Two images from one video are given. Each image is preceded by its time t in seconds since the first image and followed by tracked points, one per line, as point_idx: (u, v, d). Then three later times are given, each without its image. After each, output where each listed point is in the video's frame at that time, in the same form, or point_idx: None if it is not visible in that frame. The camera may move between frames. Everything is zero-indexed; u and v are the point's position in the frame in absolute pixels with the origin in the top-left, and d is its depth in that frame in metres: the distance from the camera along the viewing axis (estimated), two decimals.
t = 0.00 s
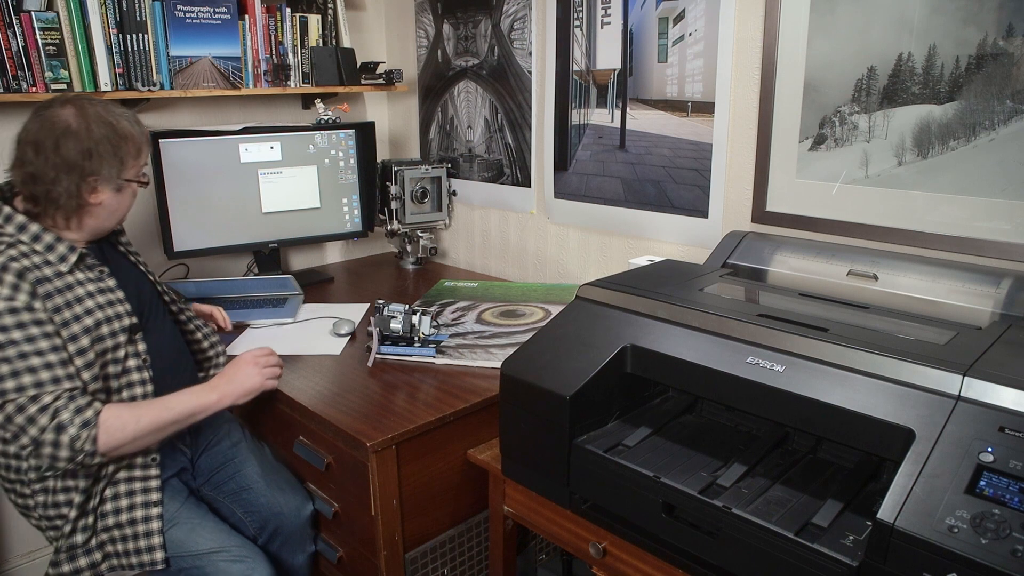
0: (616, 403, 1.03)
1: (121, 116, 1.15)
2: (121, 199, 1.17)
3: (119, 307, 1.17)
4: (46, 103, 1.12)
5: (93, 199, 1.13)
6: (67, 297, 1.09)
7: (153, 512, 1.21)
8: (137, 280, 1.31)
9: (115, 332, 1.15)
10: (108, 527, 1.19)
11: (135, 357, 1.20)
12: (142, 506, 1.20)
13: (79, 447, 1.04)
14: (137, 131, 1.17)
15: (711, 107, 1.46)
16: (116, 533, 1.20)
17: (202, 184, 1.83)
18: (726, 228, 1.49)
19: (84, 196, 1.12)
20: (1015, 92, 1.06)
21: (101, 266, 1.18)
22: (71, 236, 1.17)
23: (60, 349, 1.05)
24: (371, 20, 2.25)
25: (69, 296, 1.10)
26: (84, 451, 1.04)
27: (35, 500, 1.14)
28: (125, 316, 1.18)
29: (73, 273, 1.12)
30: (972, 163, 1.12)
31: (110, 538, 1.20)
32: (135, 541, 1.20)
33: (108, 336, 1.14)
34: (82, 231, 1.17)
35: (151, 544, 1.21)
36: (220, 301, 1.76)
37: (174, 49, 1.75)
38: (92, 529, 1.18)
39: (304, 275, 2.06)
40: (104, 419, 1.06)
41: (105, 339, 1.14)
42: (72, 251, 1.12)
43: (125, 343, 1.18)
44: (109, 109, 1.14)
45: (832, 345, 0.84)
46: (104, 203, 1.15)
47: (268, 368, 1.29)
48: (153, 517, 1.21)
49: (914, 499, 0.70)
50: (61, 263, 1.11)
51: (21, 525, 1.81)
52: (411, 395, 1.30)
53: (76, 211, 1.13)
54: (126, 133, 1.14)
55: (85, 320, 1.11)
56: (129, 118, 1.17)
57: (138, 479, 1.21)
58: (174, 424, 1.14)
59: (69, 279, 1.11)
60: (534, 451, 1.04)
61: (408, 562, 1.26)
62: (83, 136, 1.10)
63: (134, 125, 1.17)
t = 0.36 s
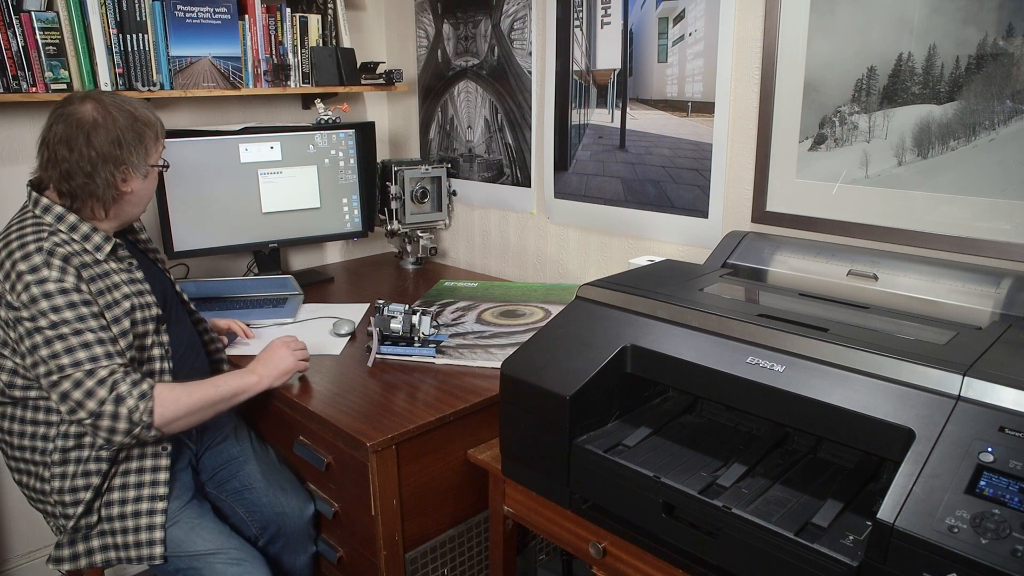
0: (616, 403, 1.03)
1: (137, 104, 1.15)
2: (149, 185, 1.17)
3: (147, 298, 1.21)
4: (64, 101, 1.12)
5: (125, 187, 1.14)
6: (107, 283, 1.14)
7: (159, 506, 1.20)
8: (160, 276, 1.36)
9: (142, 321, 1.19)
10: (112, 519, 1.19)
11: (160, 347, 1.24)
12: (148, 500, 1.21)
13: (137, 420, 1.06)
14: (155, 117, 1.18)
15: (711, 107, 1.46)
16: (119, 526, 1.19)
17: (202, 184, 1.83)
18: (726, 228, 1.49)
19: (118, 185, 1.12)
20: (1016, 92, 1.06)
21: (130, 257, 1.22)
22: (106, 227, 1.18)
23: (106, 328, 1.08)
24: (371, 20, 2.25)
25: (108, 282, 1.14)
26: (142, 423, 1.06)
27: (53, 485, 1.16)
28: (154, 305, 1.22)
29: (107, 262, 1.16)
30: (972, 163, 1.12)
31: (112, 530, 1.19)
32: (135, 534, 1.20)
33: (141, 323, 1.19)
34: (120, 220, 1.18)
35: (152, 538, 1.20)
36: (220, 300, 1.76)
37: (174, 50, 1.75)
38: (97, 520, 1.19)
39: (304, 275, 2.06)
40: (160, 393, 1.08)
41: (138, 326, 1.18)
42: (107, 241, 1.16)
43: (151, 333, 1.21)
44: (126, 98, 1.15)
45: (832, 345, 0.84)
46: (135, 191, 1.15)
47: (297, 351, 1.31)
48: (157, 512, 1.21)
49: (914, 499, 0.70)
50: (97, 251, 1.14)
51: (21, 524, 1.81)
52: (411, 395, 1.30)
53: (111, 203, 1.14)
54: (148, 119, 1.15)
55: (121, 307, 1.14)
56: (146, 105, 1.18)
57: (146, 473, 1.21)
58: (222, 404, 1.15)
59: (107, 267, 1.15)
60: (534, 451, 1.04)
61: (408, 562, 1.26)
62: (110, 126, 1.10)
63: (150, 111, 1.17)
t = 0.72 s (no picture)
0: (616, 403, 1.03)
1: (108, 103, 1.14)
2: (126, 186, 1.16)
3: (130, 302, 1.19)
4: (31, 104, 1.11)
5: (100, 189, 1.13)
6: (84, 289, 1.12)
7: (163, 511, 1.22)
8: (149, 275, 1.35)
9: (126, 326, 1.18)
10: (117, 527, 1.20)
11: (147, 351, 1.23)
12: (152, 505, 1.21)
13: (114, 432, 1.04)
14: (127, 115, 1.16)
15: (711, 107, 1.46)
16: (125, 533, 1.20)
17: (201, 184, 1.83)
18: (726, 228, 1.49)
19: (91, 188, 1.12)
20: (1015, 92, 1.06)
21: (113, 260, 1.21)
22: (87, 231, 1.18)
23: (82, 337, 1.07)
24: (371, 20, 2.25)
25: (85, 288, 1.12)
26: (120, 435, 1.04)
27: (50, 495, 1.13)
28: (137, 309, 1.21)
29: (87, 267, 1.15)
30: (972, 163, 1.12)
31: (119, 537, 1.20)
32: (142, 539, 1.21)
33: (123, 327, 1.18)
34: (101, 222, 1.18)
35: (160, 543, 1.22)
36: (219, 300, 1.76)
37: (174, 49, 1.75)
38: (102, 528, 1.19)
39: (304, 275, 2.06)
40: (137, 406, 1.06)
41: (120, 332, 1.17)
42: (85, 246, 1.15)
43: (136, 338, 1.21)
44: (95, 98, 1.14)
45: (832, 345, 0.84)
46: (111, 193, 1.15)
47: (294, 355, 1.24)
48: (163, 516, 1.22)
49: (914, 499, 0.70)
50: (76, 256, 1.13)
51: (20, 525, 1.81)
52: (411, 394, 1.30)
53: (87, 206, 1.14)
54: (118, 119, 1.14)
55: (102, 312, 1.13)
56: (117, 103, 1.16)
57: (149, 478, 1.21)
58: (206, 413, 1.12)
59: (84, 272, 1.14)
60: (534, 451, 1.04)
61: (408, 562, 1.26)
62: (77, 128, 1.09)
63: (123, 109, 1.16)
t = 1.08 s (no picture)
0: (616, 403, 1.03)
1: (79, 111, 1.14)
2: (104, 194, 1.17)
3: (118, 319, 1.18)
4: None
5: (76, 202, 1.13)
6: (65, 313, 1.09)
7: (160, 515, 1.20)
8: (144, 284, 1.33)
9: (114, 343, 1.16)
10: (116, 531, 1.18)
11: (141, 364, 1.22)
12: (148, 510, 1.20)
13: (81, 471, 1.02)
14: (101, 123, 1.16)
15: (711, 107, 1.46)
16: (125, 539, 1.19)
17: (202, 184, 1.83)
18: (726, 228, 1.49)
19: (67, 200, 1.12)
20: (1016, 92, 1.06)
21: (101, 275, 1.18)
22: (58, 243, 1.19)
23: (58, 367, 1.04)
24: (371, 20, 2.25)
25: (67, 311, 1.10)
26: (86, 476, 1.02)
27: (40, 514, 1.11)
28: (125, 326, 1.19)
29: (71, 286, 1.13)
30: (972, 163, 1.12)
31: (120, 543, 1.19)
32: (142, 544, 1.20)
33: (109, 347, 1.15)
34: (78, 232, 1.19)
35: (158, 547, 1.20)
36: (219, 300, 1.76)
37: (174, 49, 1.75)
38: (99, 535, 1.18)
39: (304, 275, 2.06)
40: (106, 445, 1.03)
41: (107, 352, 1.15)
42: (65, 263, 1.12)
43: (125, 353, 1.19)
44: (64, 104, 1.13)
45: (832, 345, 0.84)
46: (88, 204, 1.15)
47: (287, 383, 1.14)
48: (160, 520, 1.20)
49: (914, 499, 0.70)
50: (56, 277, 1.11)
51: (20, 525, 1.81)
52: (411, 395, 1.30)
53: (64, 217, 1.14)
54: (89, 124, 1.14)
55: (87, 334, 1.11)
56: (88, 108, 1.16)
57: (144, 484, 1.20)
58: (183, 448, 1.07)
59: (67, 293, 1.11)
60: (534, 451, 1.04)
61: (408, 562, 1.26)
62: (48, 139, 1.09)
63: (96, 118, 1.16)
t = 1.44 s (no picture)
0: (616, 403, 1.03)
1: (90, 117, 1.13)
2: (97, 201, 1.15)
3: (117, 325, 1.18)
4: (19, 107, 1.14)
5: (67, 202, 1.13)
6: (58, 315, 1.11)
7: (159, 514, 1.20)
8: (154, 291, 1.32)
9: (111, 349, 1.16)
10: (114, 532, 1.19)
11: (141, 372, 1.22)
12: (146, 509, 1.20)
13: (44, 477, 1.04)
14: (109, 131, 1.15)
15: (711, 107, 1.46)
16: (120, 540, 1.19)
17: (202, 184, 1.83)
18: (726, 228, 1.49)
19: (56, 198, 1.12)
20: (1016, 92, 1.06)
21: (104, 280, 1.19)
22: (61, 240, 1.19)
23: (42, 370, 1.06)
24: (371, 20, 2.25)
25: (62, 313, 1.11)
26: (50, 482, 1.04)
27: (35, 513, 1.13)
28: (124, 333, 1.18)
29: (71, 288, 1.14)
30: (972, 163, 1.12)
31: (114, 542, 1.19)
32: (141, 545, 1.20)
33: (104, 353, 1.15)
34: (71, 235, 1.18)
35: (157, 548, 1.20)
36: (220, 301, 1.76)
37: (174, 50, 1.75)
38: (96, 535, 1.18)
39: (304, 275, 2.06)
40: (75, 457, 1.04)
41: (101, 357, 1.15)
42: (69, 264, 1.14)
43: (124, 360, 1.19)
44: (77, 105, 1.14)
45: (832, 345, 0.84)
46: (79, 206, 1.14)
47: (273, 429, 1.11)
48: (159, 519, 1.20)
49: (914, 499, 0.70)
50: (55, 277, 1.12)
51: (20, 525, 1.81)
52: (411, 395, 1.30)
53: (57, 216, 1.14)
54: (93, 129, 1.13)
55: (79, 338, 1.12)
56: (100, 114, 1.15)
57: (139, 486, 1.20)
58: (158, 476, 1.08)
59: (64, 295, 1.12)
60: (534, 451, 1.04)
61: (408, 562, 1.26)
62: (46, 137, 1.10)
63: (105, 125, 1.14)
